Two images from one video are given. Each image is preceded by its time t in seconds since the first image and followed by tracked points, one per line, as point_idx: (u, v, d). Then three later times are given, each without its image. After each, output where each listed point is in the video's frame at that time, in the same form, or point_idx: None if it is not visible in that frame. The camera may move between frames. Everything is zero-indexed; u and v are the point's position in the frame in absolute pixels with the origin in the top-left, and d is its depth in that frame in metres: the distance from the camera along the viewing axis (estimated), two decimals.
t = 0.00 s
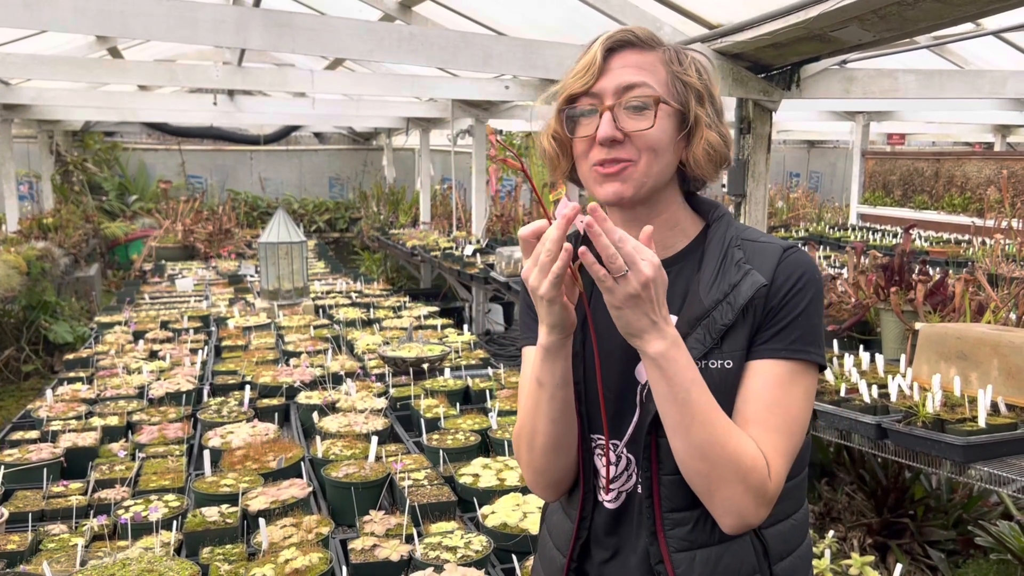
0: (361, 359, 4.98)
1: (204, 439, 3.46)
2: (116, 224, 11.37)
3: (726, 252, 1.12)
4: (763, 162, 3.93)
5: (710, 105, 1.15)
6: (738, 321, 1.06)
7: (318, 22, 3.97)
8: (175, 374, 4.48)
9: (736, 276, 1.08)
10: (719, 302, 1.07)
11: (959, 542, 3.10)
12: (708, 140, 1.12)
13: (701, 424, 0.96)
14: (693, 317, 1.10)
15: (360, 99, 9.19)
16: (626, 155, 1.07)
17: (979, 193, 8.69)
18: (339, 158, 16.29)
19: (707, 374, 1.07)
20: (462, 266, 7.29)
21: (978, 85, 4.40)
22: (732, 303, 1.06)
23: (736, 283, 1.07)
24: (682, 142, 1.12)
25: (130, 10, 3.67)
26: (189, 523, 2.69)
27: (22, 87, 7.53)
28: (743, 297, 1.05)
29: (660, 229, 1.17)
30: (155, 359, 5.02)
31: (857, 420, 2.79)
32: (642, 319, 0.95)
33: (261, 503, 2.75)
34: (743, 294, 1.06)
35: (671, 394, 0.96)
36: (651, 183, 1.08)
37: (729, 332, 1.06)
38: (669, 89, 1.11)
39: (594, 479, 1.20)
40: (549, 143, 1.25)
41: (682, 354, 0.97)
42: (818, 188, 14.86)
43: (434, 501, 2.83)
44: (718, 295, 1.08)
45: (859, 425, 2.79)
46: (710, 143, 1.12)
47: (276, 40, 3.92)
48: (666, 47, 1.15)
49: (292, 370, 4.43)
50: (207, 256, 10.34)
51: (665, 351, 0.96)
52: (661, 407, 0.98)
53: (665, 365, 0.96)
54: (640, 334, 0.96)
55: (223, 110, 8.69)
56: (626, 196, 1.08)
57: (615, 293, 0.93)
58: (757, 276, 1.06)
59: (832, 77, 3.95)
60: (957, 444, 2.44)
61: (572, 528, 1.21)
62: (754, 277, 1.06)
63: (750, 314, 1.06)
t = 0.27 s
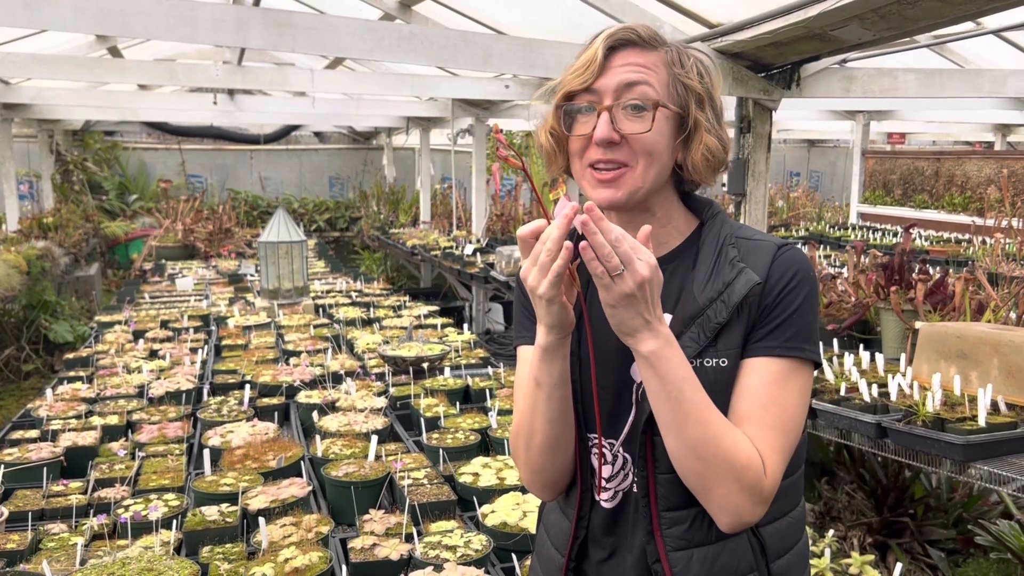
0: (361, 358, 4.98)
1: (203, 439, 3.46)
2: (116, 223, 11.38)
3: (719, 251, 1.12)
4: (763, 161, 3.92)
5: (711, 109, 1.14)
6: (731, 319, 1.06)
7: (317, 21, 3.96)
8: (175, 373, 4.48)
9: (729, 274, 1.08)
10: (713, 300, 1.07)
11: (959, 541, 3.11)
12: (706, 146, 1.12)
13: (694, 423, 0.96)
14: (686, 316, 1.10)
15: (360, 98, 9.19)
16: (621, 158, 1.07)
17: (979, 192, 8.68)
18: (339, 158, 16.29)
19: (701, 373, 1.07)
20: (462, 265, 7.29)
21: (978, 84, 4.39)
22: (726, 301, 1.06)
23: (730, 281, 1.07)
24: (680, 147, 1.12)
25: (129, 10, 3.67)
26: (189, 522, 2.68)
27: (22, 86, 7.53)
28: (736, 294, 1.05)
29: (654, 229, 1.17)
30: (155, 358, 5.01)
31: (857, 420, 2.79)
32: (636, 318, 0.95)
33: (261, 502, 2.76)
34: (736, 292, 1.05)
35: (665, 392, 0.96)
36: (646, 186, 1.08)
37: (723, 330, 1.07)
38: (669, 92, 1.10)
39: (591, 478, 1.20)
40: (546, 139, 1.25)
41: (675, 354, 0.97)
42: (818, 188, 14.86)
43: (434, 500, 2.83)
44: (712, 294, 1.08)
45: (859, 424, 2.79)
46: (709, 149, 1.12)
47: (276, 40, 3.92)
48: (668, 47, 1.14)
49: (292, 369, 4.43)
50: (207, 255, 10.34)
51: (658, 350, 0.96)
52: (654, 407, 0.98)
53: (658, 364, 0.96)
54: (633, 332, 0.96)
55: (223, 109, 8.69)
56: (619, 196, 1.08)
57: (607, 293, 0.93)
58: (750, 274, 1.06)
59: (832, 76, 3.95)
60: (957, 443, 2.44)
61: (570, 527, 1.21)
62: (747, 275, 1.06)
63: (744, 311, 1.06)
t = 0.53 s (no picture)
0: (361, 357, 4.98)
1: (203, 438, 3.46)
2: (117, 223, 11.39)
3: (715, 252, 1.11)
4: (763, 160, 3.92)
5: (714, 109, 1.14)
6: (727, 320, 1.06)
7: (317, 21, 3.96)
8: (175, 373, 4.48)
9: (725, 276, 1.08)
10: (709, 302, 1.07)
11: (959, 541, 3.11)
12: (711, 143, 1.12)
13: (686, 426, 0.96)
14: (682, 317, 1.10)
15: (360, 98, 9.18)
16: (626, 163, 1.07)
17: (980, 191, 8.68)
18: (340, 157, 16.28)
19: (698, 374, 1.07)
20: (462, 265, 7.29)
21: (979, 83, 4.39)
22: (722, 303, 1.06)
23: (725, 282, 1.07)
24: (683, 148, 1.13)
25: (129, 9, 3.67)
26: (188, 521, 2.68)
27: (23, 86, 7.53)
28: (731, 296, 1.05)
29: (651, 230, 1.17)
30: (155, 358, 5.01)
31: (857, 419, 2.79)
32: (621, 325, 0.95)
33: (261, 501, 2.76)
34: (732, 293, 1.05)
35: (657, 396, 0.96)
36: (648, 190, 1.08)
37: (718, 331, 1.06)
38: (672, 93, 1.10)
39: (588, 479, 1.20)
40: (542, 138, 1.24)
41: (664, 358, 0.97)
42: (819, 188, 14.86)
43: (434, 500, 2.82)
44: (707, 295, 1.08)
45: (859, 423, 2.79)
46: (712, 148, 1.12)
47: (276, 39, 3.92)
48: (671, 46, 1.12)
49: (292, 369, 4.43)
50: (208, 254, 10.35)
51: (644, 355, 0.96)
52: (646, 411, 0.98)
53: (646, 369, 0.96)
54: (619, 339, 0.96)
55: (223, 109, 8.69)
56: (622, 199, 1.08)
57: (598, 300, 0.93)
58: (746, 276, 1.06)
59: (832, 76, 3.95)
60: (957, 443, 2.43)
61: (567, 528, 1.21)
62: (743, 276, 1.06)
63: (740, 312, 1.06)
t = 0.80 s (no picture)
0: (361, 357, 4.98)
1: (203, 438, 3.46)
2: (117, 223, 11.40)
3: (713, 253, 1.11)
4: (763, 160, 3.91)
5: (718, 113, 1.15)
6: (724, 321, 1.06)
7: (317, 20, 3.96)
8: (174, 372, 4.48)
9: (722, 277, 1.08)
10: (705, 303, 1.07)
11: (959, 541, 3.11)
12: (713, 148, 1.13)
13: (680, 428, 0.95)
14: (679, 318, 1.10)
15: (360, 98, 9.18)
16: (630, 161, 1.06)
17: (980, 191, 8.67)
18: (340, 157, 16.28)
19: (694, 374, 1.07)
20: (462, 265, 7.29)
21: (979, 83, 4.39)
22: (718, 304, 1.06)
23: (722, 283, 1.07)
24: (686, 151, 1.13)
25: (129, 9, 3.67)
26: (187, 521, 2.68)
27: (23, 86, 7.53)
28: (728, 297, 1.05)
29: (650, 231, 1.17)
30: (154, 358, 5.01)
31: (857, 419, 2.78)
32: (615, 324, 0.95)
33: (260, 501, 2.75)
34: (728, 295, 1.05)
35: (650, 397, 0.96)
36: (652, 191, 1.08)
37: (715, 332, 1.06)
38: (679, 94, 1.09)
39: (585, 478, 1.20)
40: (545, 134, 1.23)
41: (657, 358, 0.97)
42: (819, 188, 14.87)
43: (433, 500, 2.82)
44: (704, 296, 1.08)
45: (859, 423, 2.78)
46: (715, 151, 1.13)
47: (276, 39, 3.91)
48: (678, 47, 1.11)
49: (291, 369, 4.42)
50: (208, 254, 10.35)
51: (638, 355, 0.96)
52: (639, 410, 0.98)
53: (639, 369, 0.96)
54: (613, 339, 0.96)
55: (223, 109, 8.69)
56: (626, 198, 1.08)
57: (592, 297, 0.94)
58: (742, 277, 1.06)
59: (832, 75, 3.94)
60: (956, 443, 2.43)
61: (564, 528, 1.21)
62: (740, 278, 1.06)
63: (737, 313, 1.05)
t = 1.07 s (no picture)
0: (361, 358, 4.98)
1: (202, 439, 3.46)
2: (117, 223, 11.40)
3: (714, 254, 1.12)
4: (762, 161, 3.91)
5: (727, 116, 1.16)
6: (724, 322, 1.06)
7: (317, 21, 3.96)
8: (174, 373, 4.49)
9: (722, 278, 1.08)
10: (705, 303, 1.07)
11: (958, 542, 3.11)
12: (724, 150, 1.16)
13: (679, 428, 0.96)
14: (679, 318, 1.10)
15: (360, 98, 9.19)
16: (646, 158, 1.06)
17: (980, 192, 8.68)
18: (340, 157, 16.28)
19: (694, 375, 1.07)
20: (462, 265, 7.29)
21: (979, 84, 4.39)
22: (718, 304, 1.06)
23: (722, 284, 1.07)
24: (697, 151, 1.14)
25: (128, 9, 3.67)
26: (187, 522, 2.68)
27: (23, 86, 7.54)
28: (728, 298, 1.05)
29: (654, 231, 1.17)
30: (154, 359, 5.01)
31: (856, 420, 2.79)
32: (614, 326, 0.96)
33: (259, 502, 2.76)
34: (728, 295, 1.05)
35: (649, 397, 0.96)
36: (664, 188, 1.08)
37: (715, 333, 1.06)
38: (693, 95, 1.10)
39: (585, 479, 1.21)
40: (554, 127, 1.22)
41: (654, 359, 0.97)
42: (819, 188, 14.88)
43: (432, 501, 2.82)
44: (704, 297, 1.08)
45: (858, 424, 2.79)
46: (725, 154, 1.16)
47: (276, 40, 3.91)
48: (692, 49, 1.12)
49: (291, 369, 4.43)
50: (208, 255, 10.36)
51: (636, 356, 0.96)
52: (638, 411, 0.98)
53: (637, 370, 0.96)
54: (612, 340, 0.97)
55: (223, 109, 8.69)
56: (636, 196, 1.08)
57: (596, 299, 0.93)
58: (743, 278, 1.06)
59: (832, 76, 3.94)
60: (955, 444, 2.43)
61: (563, 529, 1.21)
62: (740, 278, 1.06)
63: (738, 314, 1.06)
